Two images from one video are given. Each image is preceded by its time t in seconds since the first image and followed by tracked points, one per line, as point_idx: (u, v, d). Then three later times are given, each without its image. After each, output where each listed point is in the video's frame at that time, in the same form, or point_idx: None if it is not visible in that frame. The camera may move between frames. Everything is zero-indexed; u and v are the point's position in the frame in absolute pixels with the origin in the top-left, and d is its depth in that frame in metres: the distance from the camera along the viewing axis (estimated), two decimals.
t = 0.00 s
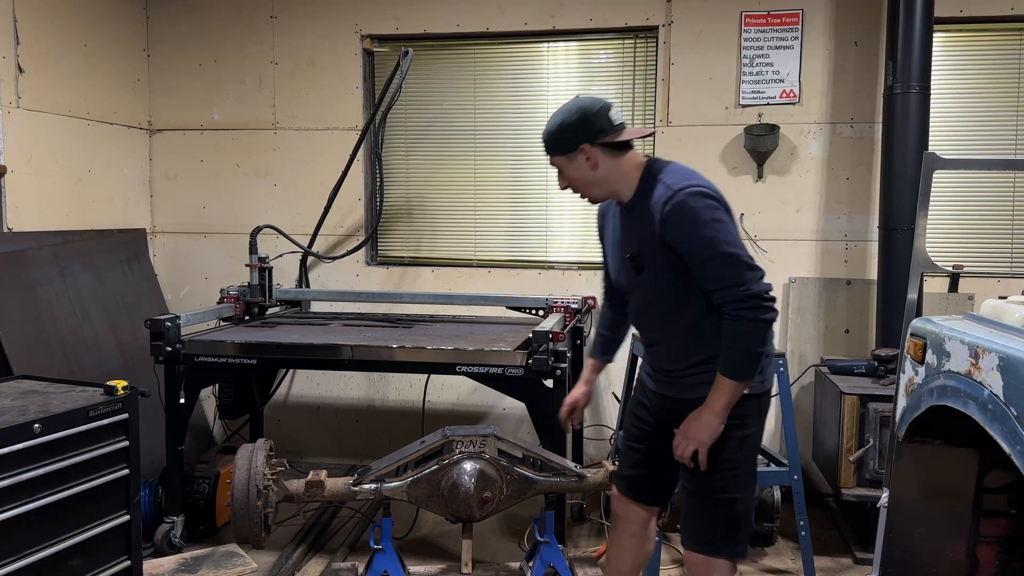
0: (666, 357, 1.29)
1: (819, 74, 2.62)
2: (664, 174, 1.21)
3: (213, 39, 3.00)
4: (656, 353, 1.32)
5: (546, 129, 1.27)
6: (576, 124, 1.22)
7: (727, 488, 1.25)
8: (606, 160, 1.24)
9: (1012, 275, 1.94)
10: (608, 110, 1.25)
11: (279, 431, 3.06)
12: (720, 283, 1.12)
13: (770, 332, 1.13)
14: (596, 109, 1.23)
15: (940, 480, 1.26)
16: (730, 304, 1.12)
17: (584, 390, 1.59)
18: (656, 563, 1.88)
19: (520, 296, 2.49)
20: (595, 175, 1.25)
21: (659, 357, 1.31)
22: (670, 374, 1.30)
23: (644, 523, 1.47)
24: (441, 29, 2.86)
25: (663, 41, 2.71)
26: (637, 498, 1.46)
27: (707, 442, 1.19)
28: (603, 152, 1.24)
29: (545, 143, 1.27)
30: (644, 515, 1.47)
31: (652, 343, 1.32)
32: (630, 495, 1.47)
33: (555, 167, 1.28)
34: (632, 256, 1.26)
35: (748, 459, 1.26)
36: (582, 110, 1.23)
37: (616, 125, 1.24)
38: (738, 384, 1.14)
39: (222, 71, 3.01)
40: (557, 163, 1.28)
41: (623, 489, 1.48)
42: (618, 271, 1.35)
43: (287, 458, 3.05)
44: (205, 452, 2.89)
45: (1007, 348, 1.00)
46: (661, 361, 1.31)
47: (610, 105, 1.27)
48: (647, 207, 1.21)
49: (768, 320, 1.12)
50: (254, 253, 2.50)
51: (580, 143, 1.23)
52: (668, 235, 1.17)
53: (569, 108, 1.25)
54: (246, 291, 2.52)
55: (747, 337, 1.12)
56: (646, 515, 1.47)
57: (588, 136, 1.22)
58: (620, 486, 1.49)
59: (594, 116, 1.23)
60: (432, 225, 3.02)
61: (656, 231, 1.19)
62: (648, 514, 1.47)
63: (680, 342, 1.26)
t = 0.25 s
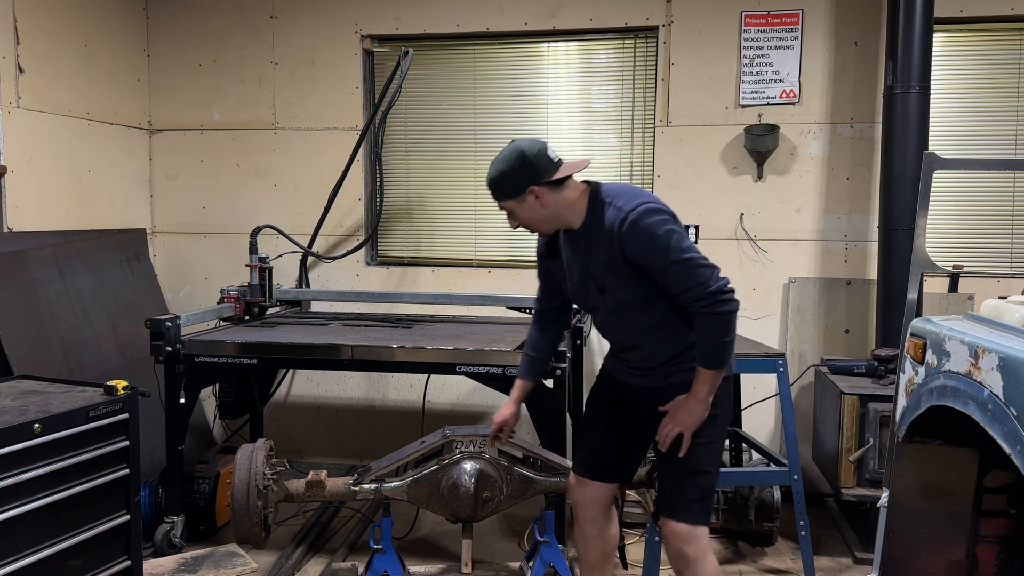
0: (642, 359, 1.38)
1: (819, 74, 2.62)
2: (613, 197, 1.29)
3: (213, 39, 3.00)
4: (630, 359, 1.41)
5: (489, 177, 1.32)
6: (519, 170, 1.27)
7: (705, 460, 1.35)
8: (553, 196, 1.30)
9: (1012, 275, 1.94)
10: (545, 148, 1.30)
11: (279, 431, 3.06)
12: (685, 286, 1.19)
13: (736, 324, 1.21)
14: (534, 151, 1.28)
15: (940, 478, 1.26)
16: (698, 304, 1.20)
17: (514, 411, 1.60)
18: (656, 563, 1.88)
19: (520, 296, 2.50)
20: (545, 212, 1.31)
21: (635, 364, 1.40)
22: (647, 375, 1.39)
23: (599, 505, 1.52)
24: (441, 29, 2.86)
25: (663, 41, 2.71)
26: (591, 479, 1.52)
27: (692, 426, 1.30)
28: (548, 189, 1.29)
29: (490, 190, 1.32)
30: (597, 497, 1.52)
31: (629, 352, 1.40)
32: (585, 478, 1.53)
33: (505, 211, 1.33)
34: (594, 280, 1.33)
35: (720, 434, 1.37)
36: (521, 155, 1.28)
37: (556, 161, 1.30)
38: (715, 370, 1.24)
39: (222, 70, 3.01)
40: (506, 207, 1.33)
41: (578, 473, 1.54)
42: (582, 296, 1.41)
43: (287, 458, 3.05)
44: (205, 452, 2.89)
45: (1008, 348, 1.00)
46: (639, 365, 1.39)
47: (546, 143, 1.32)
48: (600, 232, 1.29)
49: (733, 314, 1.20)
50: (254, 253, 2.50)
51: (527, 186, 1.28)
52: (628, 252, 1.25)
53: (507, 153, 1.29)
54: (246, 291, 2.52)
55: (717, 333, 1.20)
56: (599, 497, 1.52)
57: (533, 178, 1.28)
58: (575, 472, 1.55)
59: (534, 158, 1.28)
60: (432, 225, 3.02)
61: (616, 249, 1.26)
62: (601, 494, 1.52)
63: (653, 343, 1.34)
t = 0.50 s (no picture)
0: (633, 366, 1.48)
1: (819, 74, 2.62)
2: (581, 236, 1.34)
3: (213, 39, 3.00)
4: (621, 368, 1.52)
5: (463, 237, 1.31)
6: (496, 229, 1.28)
7: (699, 451, 1.46)
8: (530, 248, 1.32)
9: (1012, 275, 1.95)
10: (516, 203, 1.31)
11: (279, 431, 3.06)
12: (665, 318, 1.28)
13: (714, 343, 1.32)
14: (507, 208, 1.29)
15: (940, 479, 1.26)
16: (679, 332, 1.30)
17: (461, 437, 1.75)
18: (656, 563, 1.88)
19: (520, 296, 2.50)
20: (524, 264, 1.33)
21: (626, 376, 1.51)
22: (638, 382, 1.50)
23: (592, 496, 1.60)
24: (441, 29, 2.86)
25: (663, 41, 2.71)
26: (585, 471, 1.61)
27: (687, 432, 1.42)
28: (525, 243, 1.32)
29: (466, 250, 1.32)
30: (591, 488, 1.60)
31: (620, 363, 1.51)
32: (580, 470, 1.61)
33: (483, 267, 1.33)
34: (578, 315, 1.42)
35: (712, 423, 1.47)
36: (495, 213, 1.28)
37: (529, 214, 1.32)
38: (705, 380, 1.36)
39: (222, 70, 3.01)
40: (483, 263, 1.33)
41: (573, 466, 1.62)
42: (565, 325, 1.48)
43: (287, 458, 3.05)
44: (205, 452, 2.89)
45: (1008, 349, 1.00)
46: (632, 372, 1.50)
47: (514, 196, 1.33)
48: (577, 273, 1.36)
49: (711, 336, 1.30)
50: (254, 253, 2.51)
51: (505, 244, 1.30)
52: (608, 290, 1.33)
53: (479, 212, 1.29)
54: (246, 291, 2.52)
55: (699, 356, 1.31)
56: (593, 489, 1.60)
57: (511, 235, 1.29)
58: (570, 465, 1.63)
59: (508, 214, 1.29)
60: (432, 225, 3.02)
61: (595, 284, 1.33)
62: (594, 486, 1.60)
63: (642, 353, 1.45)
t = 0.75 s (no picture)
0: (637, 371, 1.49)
1: (819, 74, 2.62)
2: (580, 258, 1.36)
3: (213, 39, 3.00)
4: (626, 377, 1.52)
5: (460, 271, 1.31)
6: (493, 263, 1.28)
7: (709, 447, 1.47)
8: (527, 277, 1.33)
9: (1012, 275, 1.95)
10: (510, 234, 1.31)
11: (279, 431, 3.06)
12: (674, 325, 1.28)
13: (724, 345, 1.31)
14: (502, 240, 1.29)
15: (941, 480, 1.26)
16: (690, 337, 1.29)
17: (458, 452, 1.70)
18: (656, 563, 1.88)
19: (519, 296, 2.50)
20: (522, 293, 1.34)
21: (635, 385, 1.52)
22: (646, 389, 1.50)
23: (592, 493, 1.61)
24: (441, 28, 2.86)
25: (663, 41, 2.71)
26: (585, 468, 1.61)
27: (697, 429, 1.43)
28: (523, 272, 1.32)
29: (464, 284, 1.32)
30: (591, 485, 1.61)
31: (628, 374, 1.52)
32: (580, 466, 1.61)
33: (483, 300, 1.34)
34: (584, 335, 1.43)
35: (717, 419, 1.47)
36: (492, 246, 1.28)
37: (524, 243, 1.32)
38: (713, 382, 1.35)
39: (222, 70, 3.01)
40: (483, 295, 1.34)
41: (573, 463, 1.62)
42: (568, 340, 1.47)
43: (287, 458, 3.05)
44: (205, 452, 2.89)
45: (1007, 348, 1.00)
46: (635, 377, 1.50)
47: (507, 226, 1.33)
48: (579, 294, 1.37)
49: (721, 339, 1.30)
50: (254, 253, 2.51)
51: (503, 276, 1.30)
52: (612, 306, 1.34)
53: (474, 247, 1.29)
54: (246, 291, 2.52)
55: (711, 360, 1.31)
56: (593, 485, 1.61)
57: (508, 267, 1.30)
58: (570, 463, 1.63)
59: (505, 246, 1.29)
60: (432, 225, 3.02)
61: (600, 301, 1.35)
62: (595, 482, 1.61)
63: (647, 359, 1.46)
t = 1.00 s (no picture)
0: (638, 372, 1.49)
1: (819, 74, 2.62)
2: (576, 264, 1.36)
3: (213, 39, 3.00)
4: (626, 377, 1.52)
5: (457, 281, 1.31)
6: (491, 273, 1.28)
7: (710, 445, 1.47)
8: (525, 285, 1.33)
9: (1012, 275, 1.95)
10: (508, 242, 1.31)
11: (279, 431, 3.06)
12: (672, 327, 1.29)
13: (723, 345, 1.32)
14: (500, 249, 1.29)
15: (941, 480, 1.26)
16: (690, 338, 1.30)
17: (444, 457, 1.70)
18: (656, 563, 1.88)
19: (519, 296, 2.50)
20: (520, 301, 1.34)
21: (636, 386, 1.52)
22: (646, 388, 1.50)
23: (591, 491, 1.61)
24: (441, 28, 2.86)
25: (663, 41, 2.71)
26: (584, 466, 1.61)
27: (697, 427, 1.43)
28: (521, 280, 1.32)
29: (461, 293, 1.31)
30: (590, 483, 1.61)
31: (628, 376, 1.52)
32: (579, 465, 1.61)
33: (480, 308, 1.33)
34: (584, 341, 1.43)
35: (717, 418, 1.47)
36: (489, 255, 1.28)
37: (521, 251, 1.32)
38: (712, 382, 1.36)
39: (222, 70, 3.01)
40: (480, 304, 1.33)
41: (572, 462, 1.62)
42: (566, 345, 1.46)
43: (287, 458, 3.05)
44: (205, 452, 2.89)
45: (1007, 348, 1.00)
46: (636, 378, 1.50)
47: (504, 234, 1.33)
48: (576, 300, 1.37)
49: (719, 338, 1.31)
50: (254, 253, 2.51)
51: (501, 285, 1.30)
52: (611, 310, 1.34)
53: (472, 255, 1.28)
54: (246, 291, 2.52)
55: (711, 361, 1.32)
56: (592, 484, 1.61)
57: (506, 276, 1.29)
58: (569, 462, 1.63)
59: (502, 255, 1.29)
60: (432, 225, 3.02)
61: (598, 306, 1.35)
62: (593, 481, 1.61)
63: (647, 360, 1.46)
